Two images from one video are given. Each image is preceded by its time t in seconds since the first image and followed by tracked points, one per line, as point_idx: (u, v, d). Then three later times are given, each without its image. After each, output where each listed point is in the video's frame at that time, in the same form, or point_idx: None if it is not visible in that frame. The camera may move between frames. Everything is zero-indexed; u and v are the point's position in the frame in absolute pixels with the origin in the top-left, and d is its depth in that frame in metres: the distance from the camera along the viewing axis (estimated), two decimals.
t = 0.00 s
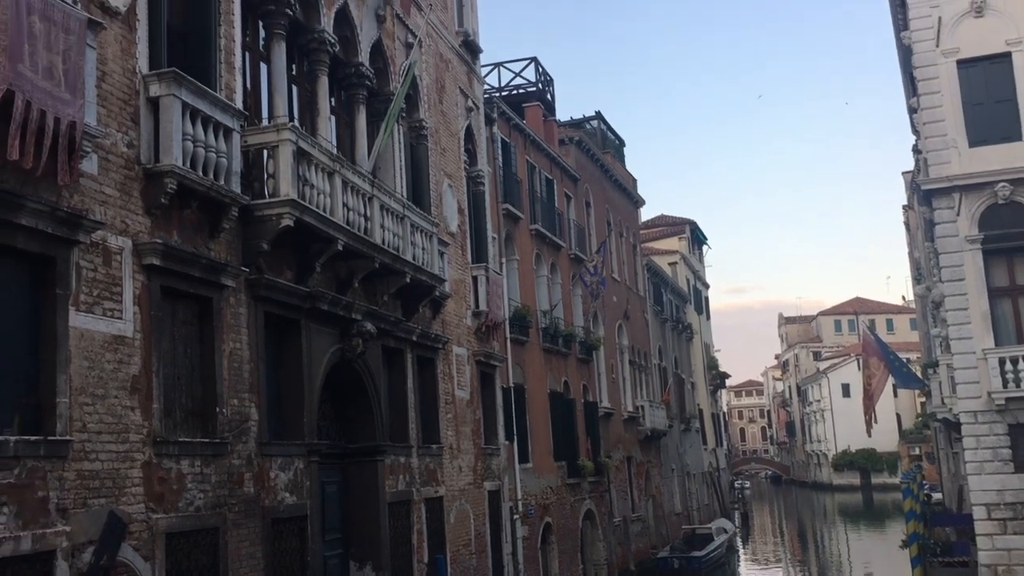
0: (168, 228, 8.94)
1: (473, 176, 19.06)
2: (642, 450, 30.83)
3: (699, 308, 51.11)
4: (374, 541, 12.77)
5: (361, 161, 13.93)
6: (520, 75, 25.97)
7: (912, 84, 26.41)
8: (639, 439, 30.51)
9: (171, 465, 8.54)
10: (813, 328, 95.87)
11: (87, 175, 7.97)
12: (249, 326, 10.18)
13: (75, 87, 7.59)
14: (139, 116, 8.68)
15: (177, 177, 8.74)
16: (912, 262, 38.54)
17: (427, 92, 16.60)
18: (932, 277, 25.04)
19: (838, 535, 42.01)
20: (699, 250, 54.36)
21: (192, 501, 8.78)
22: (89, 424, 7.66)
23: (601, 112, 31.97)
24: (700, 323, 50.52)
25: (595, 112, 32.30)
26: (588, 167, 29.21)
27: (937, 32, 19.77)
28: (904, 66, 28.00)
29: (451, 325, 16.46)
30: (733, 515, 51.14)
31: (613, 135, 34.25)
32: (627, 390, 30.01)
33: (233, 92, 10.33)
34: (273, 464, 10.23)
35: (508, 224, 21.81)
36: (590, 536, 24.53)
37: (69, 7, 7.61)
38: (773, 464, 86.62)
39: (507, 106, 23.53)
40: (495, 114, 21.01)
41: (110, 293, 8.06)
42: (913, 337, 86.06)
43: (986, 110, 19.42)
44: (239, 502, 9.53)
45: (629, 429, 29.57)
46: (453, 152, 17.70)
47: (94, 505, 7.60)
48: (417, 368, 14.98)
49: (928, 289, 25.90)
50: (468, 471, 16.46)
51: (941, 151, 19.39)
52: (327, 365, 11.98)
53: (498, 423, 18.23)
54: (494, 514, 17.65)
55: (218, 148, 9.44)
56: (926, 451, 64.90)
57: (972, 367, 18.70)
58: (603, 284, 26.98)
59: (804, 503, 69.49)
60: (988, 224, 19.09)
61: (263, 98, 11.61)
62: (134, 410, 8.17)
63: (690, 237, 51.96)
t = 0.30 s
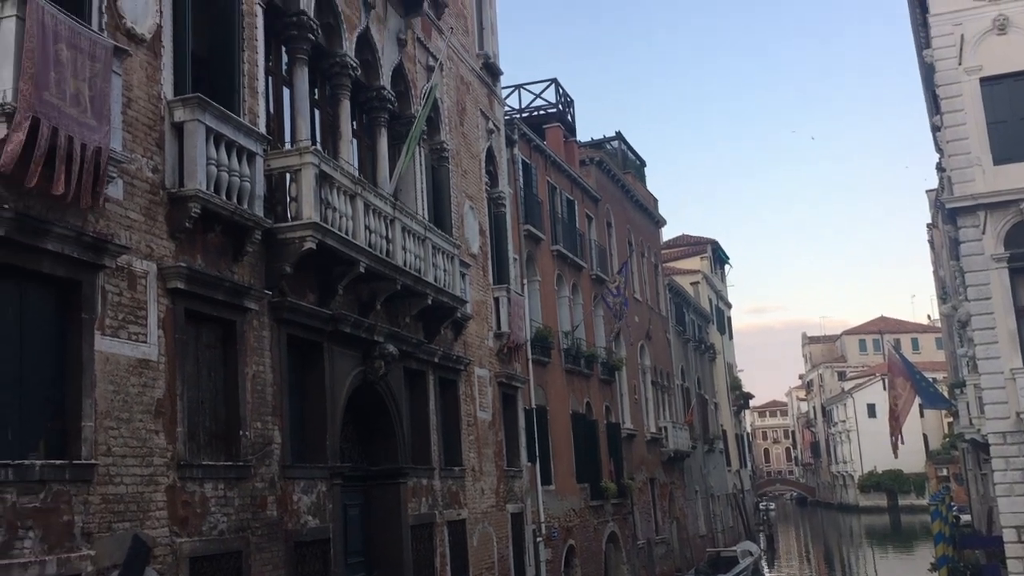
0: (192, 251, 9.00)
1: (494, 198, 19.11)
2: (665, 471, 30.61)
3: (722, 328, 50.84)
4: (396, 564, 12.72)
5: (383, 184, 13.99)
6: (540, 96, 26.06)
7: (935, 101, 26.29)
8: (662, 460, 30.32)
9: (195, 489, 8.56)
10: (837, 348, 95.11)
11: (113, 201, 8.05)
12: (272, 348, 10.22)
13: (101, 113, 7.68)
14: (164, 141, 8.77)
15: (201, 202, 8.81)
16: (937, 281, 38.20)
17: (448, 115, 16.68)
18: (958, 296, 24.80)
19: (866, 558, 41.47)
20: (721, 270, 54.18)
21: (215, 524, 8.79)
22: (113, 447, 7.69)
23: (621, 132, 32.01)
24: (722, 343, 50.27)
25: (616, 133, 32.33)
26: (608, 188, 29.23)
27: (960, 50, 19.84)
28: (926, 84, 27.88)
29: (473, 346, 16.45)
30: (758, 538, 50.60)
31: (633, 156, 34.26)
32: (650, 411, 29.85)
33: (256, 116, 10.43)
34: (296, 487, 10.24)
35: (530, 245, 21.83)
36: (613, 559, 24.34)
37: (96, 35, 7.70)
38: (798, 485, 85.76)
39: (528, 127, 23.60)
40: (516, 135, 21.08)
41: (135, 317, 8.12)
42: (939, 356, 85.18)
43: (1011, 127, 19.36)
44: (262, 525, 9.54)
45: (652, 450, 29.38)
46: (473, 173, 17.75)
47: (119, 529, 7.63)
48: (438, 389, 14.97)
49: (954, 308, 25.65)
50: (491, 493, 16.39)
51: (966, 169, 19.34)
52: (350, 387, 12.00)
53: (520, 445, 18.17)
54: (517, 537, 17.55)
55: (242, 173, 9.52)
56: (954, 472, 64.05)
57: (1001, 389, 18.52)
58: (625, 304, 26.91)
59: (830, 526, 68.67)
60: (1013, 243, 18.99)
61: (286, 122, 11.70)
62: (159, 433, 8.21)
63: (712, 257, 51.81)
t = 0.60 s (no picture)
0: (216, 276, 9.06)
1: (514, 220, 19.15)
2: (687, 495, 30.38)
3: (744, 350, 50.58)
4: None
5: (405, 208, 14.05)
6: (560, 119, 26.16)
7: (957, 123, 26.27)
8: (684, 484, 30.10)
9: (218, 513, 8.57)
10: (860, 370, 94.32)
11: (138, 226, 8.12)
12: (294, 372, 10.25)
13: (127, 139, 7.76)
14: (188, 166, 8.85)
15: (225, 226, 8.87)
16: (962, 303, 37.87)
17: (469, 138, 16.77)
18: (984, 318, 24.57)
19: None
20: (743, 292, 53.98)
21: (238, 548, 8.79)
22: (137, 471, 7.72)
23: (642, 155, 32.05)
24: (745, 366, 49.99)
25: (636, 155, 32.38)
26: (629, 210, 29.25)
27: (982, 71, 22.30)
28: (949, 106, 27.83)
29: (494, 369, 16.43)
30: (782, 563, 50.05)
31: (654, 177, 34.27)
32: (672, 435, 29.67)
33: (279, 141, 10.52)
34: (318, 511, 10.23)
35: (551, 267, 21.84)
36: None
37: (123, 62, 7.79)
38: (823, 509, 84.83)
39: (548, 150, 23.68)
40: (537, 158, 21.15)
41: (159, 341, 8.17)
42: (964, 379, 84.26)
43: None
44: (284, 550, 9.53)
45: (674, 474, 29.18)
46: (494, 197, 17.81)
47: (142, 553, 7.64)
48: (460, 413, 14.94)
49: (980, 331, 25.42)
50: (512, 517, 16.31)
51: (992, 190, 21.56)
52: (372, 410, 12.00)
53: (542, 468, 18.10)
54: (539, 561, 17.44)
55: (265, 197, 9.59)
56: (982, 496, 63.19)
57: None
58: (646, 326, 26.83)
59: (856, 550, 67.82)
60: None
61: (308, 147, 11.79)
62: (182, 457, 8.23)
63: (733, 279, 51.63)
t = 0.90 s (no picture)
0: (231, 299, 9.11)
1: (527, 243, 19.19)
2: (702, 519, 30.18)
3: (758, 373, 50.37)
4: None
5: (418, 230, 14.10)
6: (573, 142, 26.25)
7: (972, 145, 26.26)
8: (699, 508, 29.91)
9: (231, 536, 8.57)
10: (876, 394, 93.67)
11: (155, 249, 8.19)
12: (308, 394, 10.27)
13: (145, 163, 7.84)
14: (204, 190, 8.93)
15: (240, 249, 8.93)
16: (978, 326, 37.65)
17: (482, 161, 16.84)
18: (1000, 341, 24.42)
19: None
20: (757, 314, 53.82)
21: (251, 571, 8.78)
22: (150, 494, 7.73)
23: (655, 177, 32.09)
24: (759, 389, 49.75)
25: (649, 178, 32.41)
26: (642, 232, 29.26)
27: (996, 94, 23.02)
28: (963, 128, 27.80)
29: (507, 392, 16.41)
30: None
31: (667, 200, 34.31)
32: (686, 458, 29.52)
33: (294, 165, 10.60)
34: (331, 535, 10.21)
35: (564, 290, 21.85)
36: None
37: (140, 87, 7.88)
38: (839, 534, 84.06)
39: (561, 173, 23.75)
40: (550, 181, 21.21)
41: (174, 363, 8.21)
42: (982, 402, 83.54)
43: None
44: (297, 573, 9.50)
45: (689, 498, 29.00)
46: (508, 219, 17.85)
47: None
48: (473, 436, 14.92)
49: (996, 354, 25.26)
50: (526, 541, 16.24)
51: (1006, 213, 22.25)
52: (385, 433, 11.99)
53: (555, 492, 18.03)
54: None
55: (280, 220, 9.66)
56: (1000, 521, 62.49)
57: None
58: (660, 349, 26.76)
59: None
60: None
61: (323, 171, 11.86)
62: (196, 480, 8.25)
63: (747, 301, 51.50)
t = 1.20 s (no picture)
0: (231, 321, 9.10)
1: (528, 264, 19.20)
2: (703, 542, 30.02)
3: (759, 395, 50.29)
4: None
5: (419, 252, 14.10)
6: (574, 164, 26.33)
7: (972, 167, 26.38)
8: (700, 531, 29.76)
9: (230, 559, 8.52)
10: (878, 415, 93.38)
11: (155, 271, 8.19)
12: (308, 417, 10.24)
13: (146, 185, 7.85)
14: (206, 212, 8.94)
15: (241, 271, 8.94)
16: (980, 348, 37.60)
17: (483, 183, 16.88)
18: (1002, 363, 24.41)
19: None
20: (757, 335, 53.77)
21: None
22: (149, 516, 7.69)
23: (656, 199, 32.15)
24: (760, 411, 49.64)
25: (649, 199, 32.49)
26: (643, 254, 29.29)
27: (996, 116, 23.16)
28: (962, 150, 27.92)
29: (507, 414, 16.36)
30: None
31: (667, 221, 34.36)
32: (687, 480, 29.40)
33: (295, 187, 10.62)
34: (330, 558, 10.15)
35: (565, 311, 21.85)
36: None
37: (143, 109, 7.91)
38: (841, 557, 83.57)
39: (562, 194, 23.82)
40: (550, 203, 21.26)
41: (174, 386, 8.19)
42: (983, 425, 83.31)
43: None
44: None
45: (690, 520, 28.86)
46: (508, 241, 17.87)
47: None
48: (473, 458, 14.87)
49: (998, 376, 25.22)
50: (526, 564, 16.15)
51: (1006, 236, 22.34)
52: (385, 455, 11.95)
53: (555, 514, 17.95)
54: None
55: (280, 242, 9.67)
56: (1003, 545, 62.16)
57: None
58: (660, 371, 26.71)
59: None
60: None
61: (324, 193, 11.88)
62: (195, 502, 8.21)
63: (748, 323, 51.46)
